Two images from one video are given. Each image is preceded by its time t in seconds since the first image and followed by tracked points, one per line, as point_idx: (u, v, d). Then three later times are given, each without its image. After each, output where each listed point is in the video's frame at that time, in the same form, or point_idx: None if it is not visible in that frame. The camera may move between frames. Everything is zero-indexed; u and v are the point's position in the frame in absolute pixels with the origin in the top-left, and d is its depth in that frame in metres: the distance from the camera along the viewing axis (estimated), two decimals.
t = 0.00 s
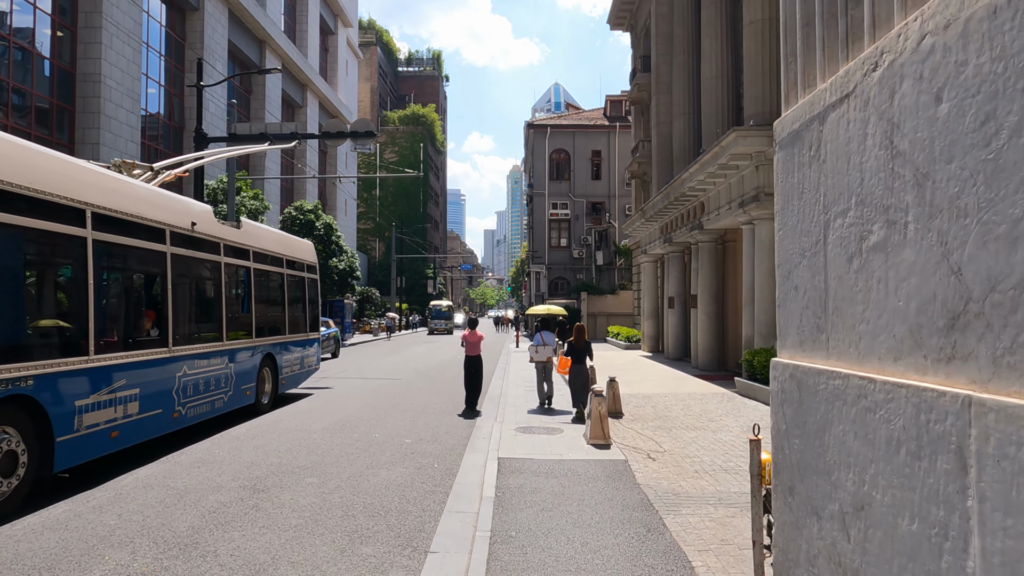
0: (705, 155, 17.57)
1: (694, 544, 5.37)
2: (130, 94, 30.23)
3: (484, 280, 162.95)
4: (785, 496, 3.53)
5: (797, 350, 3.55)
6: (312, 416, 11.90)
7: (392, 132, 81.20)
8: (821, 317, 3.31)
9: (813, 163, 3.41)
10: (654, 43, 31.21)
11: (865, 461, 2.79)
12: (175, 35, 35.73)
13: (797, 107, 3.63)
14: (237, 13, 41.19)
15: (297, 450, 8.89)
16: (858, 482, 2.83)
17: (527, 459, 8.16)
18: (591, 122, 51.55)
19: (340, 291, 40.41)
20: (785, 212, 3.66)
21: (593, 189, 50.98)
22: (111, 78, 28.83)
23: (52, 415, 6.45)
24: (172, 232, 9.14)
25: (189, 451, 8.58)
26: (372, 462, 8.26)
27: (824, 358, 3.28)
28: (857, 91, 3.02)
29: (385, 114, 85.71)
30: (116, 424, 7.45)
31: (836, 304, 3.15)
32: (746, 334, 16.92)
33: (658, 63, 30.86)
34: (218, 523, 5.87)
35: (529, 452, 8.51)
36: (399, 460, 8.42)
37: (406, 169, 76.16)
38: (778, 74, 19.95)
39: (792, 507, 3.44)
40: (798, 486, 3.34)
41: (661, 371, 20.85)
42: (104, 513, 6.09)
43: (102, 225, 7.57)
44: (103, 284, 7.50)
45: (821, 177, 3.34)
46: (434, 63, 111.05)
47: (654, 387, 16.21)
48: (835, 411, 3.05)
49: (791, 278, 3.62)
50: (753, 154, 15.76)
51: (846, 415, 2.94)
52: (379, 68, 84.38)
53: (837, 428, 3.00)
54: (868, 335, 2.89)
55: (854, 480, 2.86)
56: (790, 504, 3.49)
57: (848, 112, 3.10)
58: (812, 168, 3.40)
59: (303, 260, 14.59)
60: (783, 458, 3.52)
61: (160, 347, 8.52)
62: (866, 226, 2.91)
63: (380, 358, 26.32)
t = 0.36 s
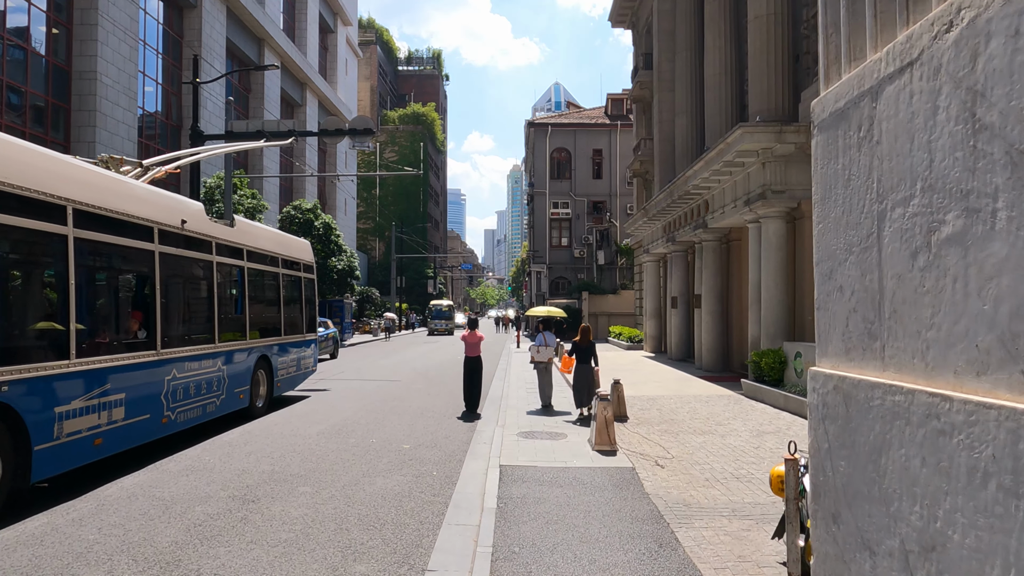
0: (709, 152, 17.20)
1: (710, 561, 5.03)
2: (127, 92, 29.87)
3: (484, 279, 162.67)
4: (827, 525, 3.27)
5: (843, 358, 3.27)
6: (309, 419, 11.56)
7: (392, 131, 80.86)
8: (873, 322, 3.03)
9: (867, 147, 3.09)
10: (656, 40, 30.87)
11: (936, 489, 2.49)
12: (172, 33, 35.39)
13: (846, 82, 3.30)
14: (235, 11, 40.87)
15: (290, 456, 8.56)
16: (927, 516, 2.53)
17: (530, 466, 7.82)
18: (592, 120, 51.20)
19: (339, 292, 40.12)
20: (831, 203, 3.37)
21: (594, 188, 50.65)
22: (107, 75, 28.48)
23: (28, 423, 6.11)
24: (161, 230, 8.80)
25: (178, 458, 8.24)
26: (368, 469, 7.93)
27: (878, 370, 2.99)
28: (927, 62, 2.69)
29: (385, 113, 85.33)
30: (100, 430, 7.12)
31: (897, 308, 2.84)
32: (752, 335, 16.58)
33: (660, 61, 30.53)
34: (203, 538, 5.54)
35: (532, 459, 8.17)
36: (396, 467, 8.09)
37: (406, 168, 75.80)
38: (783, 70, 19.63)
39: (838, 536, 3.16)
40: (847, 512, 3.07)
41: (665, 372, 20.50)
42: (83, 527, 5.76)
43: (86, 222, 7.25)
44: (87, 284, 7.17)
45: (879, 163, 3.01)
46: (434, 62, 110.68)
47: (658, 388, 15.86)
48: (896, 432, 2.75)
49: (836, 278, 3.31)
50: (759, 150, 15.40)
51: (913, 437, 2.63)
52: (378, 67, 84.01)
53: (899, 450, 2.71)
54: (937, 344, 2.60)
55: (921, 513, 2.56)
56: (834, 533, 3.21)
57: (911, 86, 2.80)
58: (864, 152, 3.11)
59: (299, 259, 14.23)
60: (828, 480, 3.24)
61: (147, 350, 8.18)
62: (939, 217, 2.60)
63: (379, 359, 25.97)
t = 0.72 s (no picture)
0: (713, 148, 16.90)
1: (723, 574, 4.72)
2: (124, 90, 29.55)
3: (484, 279, 162.10)
4: (870, 547, 3.00)
5: (893, 358, 2.96)
6: (303, 422, 11.23)
7: (392, 131, 80.60)
8: (930, 315, 2.72)
9: (920, 113, 2.81)
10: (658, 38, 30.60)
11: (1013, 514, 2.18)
12: (170, 31, 35.10)
13: (894, 38, 3.00)
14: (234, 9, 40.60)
15: (282, 461, 8.25)
16: (1003, 544, 2.22)
17: (530, 471, 7.51)
18: (593, 119, 50.93)
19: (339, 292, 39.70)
20: (876, 182, 3.07)
21: (594, 188, 50.37)
22: (103, 73, 28.16)
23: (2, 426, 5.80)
24: (147, 225, 8.48)
25: (164, 462, 7.94)
26: (362, 474, 7.62)
27: (936, 370, 2.68)
28: (1000, 9, 2.37)
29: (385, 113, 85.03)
30: (81, 434, 6.81)
31: (960, 297, 2.53)
32: (757, 335, 16.27)
33: (662, 58, 30.23)
34: (183, 548, 5.23)
35: (533, 463, 7.85)
36: (391, 472, 7.78)
37: (407, 168, 75.50)
38: (787, 66, 19.35)
39: (887, 561, 2.87)
40: (899, 535, 2.77)
41: (667, 373, 20.16)
42: (57, 537, 5.45)
43: (66, 217, 6.93)
44: (67, 282, 6.86)
45: (936, 130, 2.72)
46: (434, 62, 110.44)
47: (661, 389, 15.55)
48: (962, 443, 2.44)
49: (880, 266, 3.02)
50: (764, 146, 15.08)
51: (984, 450, 2.32)
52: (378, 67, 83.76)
53: (968, 465, 2.40)
54: (1014, 339, 2.28)
55: (995, 539, 2.25)
56: (881, 556, 2.92)
57: (979, 42, 2.49)
58: (919, 122, 2.81)
59: (294, 257, 13.91)
60: (875, 497, 2.95)
61: (132, 350, 7.88)
62: (1018, 190, 2.28)
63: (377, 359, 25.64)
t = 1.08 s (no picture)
0: (715, 146, 16.59)
1: None
2: (119, 88, 29.21)
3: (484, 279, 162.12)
4: None
5: (943, 373, 2.53)
6: (295, 426, 10.93)
7: (392, 131, 80.39)
8: (992, 323, 2.29)
9: (982, 84, 2.36)
10: (658, 36, 30.32)
11: None
12: (166, 30, 34.79)
13: (946, 5, 2.54)
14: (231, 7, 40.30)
15: (270, 468, 7.93)
16: None
17: (528, 480, 7.20)
18: (593, 119, 50.70)
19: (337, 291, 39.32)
20: (925, 168, 2.62)
21: (595, 187, 50.10)
22: (98, 70, 27.82)
23: None
24: (129, 223, 8.14)
25: (147, 471, 7.62)
26: (352, 483, 7.31)
27: (999, 389, 2.26)
28: None
29: (385, 113, 84.76)
30: (56, 442, 6.49)
31: None
32: (760, 336, 15.96)
33: (663, 56, 29.94)
34: (157, 566, 4.91)
35: (530, 472, 7.53)
36: (383, 480, 7.47)
37: (406, 168, 75.25)
38: (790, 63, 19.07)
39: None
40: None
41: (669, 374, 19.85)
42: (24, 553, 5.12)
43: (40, 214, 6.61)
44: (41, 281, 6.55)
45: (1001, 101, 2.27)
46: (434, 62, 110.30)
47: (663, 392, 15.24)
48: None
49: (926, 265, 2.60)
50: (768, 144, 14.77)
51: None
52: (377, 66, 83.51)
53: None
54: None
55: None
56: None
57: None
58: (984, 93, 2.34)
59: (288, 257, 13.60)
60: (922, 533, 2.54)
61: (113, 353, 7.55)
62: None
63: (375, 360, 25.33)
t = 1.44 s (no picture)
0: (719, 142, 16.28)
1: None
2: (116, 86, 28.91)
3: (484, 279, 161.84)
4: None
5: None
6: (290, 428, 10.62)
7: (392, 130, 80.10)
8: None
9: None
10: (660, 33, 30.00)
11: None
12: (164, 27, 34.47)
13: None
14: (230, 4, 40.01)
15: (261, 473, 7.64)
16: None
17: (530, 486, 6.89)
18: (594, 117, 50.42)
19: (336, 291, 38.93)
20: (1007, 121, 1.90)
21: (596, 186, 49.82)
22: (94, 68, 27.51)
23: None
24: (115, 219, 7.81)
25: (133, 476, 7.33)
26: (347, 489, 7.01)
27: None
28: None
29: (385, 112, 84.42)
30: (36, 447, 6.21)
31: None
32: (766, 335, 15.65)
33: (665, 53, 29.65)
34: None
35: (533, 477, 7.23)
36: (379, 486, 7.18)
37: (406, 167, 74.97)
38: (795, 58, 18.75)
39: None
40: None
41: (672, 375, 19.54)
42: None
43: (20, 208, 6.29)
44: (19, 278, 6.23)
45: None
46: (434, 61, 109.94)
47: (666, 392, 14.94)
48: None
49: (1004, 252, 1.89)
50: (774, 139, 14.45)
51: None
52: (378, 65, 83.14)
53: None
54: None
55: None
56: None
57: None
58: None
59: (284, 254, 13.31)
60: None
61: (98, 354, 7.26)
62: None
63: (374, 360, 25.04)
